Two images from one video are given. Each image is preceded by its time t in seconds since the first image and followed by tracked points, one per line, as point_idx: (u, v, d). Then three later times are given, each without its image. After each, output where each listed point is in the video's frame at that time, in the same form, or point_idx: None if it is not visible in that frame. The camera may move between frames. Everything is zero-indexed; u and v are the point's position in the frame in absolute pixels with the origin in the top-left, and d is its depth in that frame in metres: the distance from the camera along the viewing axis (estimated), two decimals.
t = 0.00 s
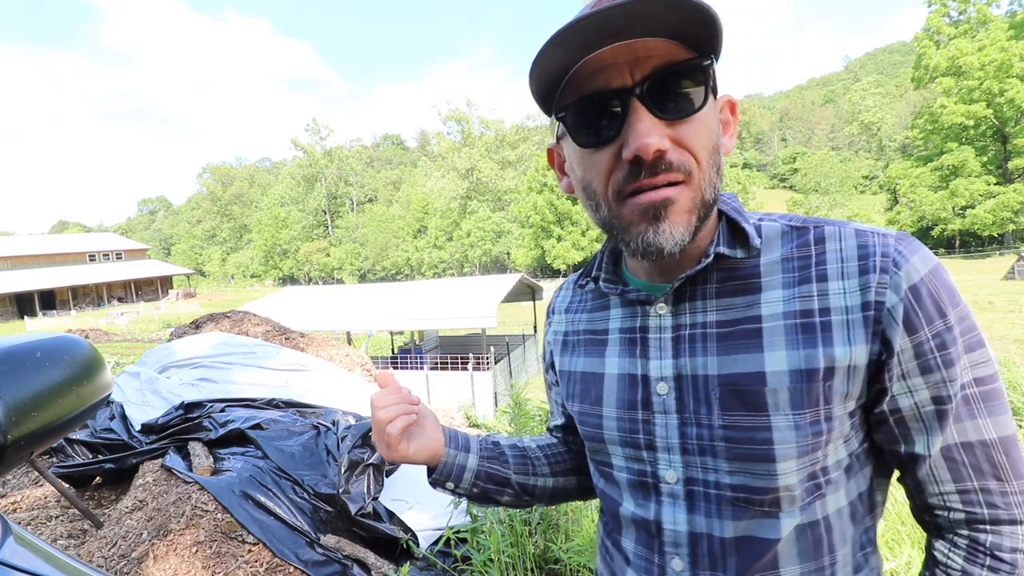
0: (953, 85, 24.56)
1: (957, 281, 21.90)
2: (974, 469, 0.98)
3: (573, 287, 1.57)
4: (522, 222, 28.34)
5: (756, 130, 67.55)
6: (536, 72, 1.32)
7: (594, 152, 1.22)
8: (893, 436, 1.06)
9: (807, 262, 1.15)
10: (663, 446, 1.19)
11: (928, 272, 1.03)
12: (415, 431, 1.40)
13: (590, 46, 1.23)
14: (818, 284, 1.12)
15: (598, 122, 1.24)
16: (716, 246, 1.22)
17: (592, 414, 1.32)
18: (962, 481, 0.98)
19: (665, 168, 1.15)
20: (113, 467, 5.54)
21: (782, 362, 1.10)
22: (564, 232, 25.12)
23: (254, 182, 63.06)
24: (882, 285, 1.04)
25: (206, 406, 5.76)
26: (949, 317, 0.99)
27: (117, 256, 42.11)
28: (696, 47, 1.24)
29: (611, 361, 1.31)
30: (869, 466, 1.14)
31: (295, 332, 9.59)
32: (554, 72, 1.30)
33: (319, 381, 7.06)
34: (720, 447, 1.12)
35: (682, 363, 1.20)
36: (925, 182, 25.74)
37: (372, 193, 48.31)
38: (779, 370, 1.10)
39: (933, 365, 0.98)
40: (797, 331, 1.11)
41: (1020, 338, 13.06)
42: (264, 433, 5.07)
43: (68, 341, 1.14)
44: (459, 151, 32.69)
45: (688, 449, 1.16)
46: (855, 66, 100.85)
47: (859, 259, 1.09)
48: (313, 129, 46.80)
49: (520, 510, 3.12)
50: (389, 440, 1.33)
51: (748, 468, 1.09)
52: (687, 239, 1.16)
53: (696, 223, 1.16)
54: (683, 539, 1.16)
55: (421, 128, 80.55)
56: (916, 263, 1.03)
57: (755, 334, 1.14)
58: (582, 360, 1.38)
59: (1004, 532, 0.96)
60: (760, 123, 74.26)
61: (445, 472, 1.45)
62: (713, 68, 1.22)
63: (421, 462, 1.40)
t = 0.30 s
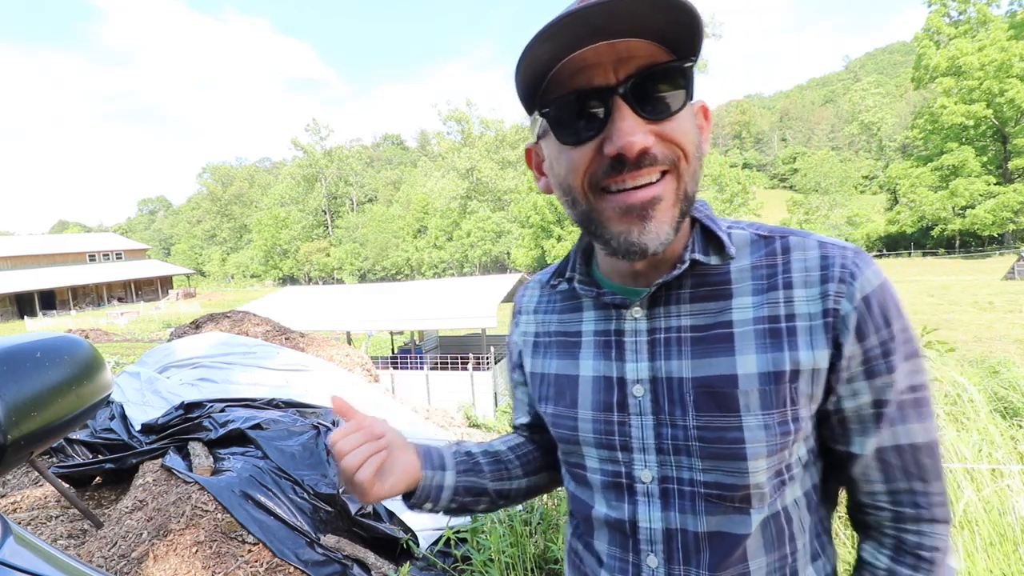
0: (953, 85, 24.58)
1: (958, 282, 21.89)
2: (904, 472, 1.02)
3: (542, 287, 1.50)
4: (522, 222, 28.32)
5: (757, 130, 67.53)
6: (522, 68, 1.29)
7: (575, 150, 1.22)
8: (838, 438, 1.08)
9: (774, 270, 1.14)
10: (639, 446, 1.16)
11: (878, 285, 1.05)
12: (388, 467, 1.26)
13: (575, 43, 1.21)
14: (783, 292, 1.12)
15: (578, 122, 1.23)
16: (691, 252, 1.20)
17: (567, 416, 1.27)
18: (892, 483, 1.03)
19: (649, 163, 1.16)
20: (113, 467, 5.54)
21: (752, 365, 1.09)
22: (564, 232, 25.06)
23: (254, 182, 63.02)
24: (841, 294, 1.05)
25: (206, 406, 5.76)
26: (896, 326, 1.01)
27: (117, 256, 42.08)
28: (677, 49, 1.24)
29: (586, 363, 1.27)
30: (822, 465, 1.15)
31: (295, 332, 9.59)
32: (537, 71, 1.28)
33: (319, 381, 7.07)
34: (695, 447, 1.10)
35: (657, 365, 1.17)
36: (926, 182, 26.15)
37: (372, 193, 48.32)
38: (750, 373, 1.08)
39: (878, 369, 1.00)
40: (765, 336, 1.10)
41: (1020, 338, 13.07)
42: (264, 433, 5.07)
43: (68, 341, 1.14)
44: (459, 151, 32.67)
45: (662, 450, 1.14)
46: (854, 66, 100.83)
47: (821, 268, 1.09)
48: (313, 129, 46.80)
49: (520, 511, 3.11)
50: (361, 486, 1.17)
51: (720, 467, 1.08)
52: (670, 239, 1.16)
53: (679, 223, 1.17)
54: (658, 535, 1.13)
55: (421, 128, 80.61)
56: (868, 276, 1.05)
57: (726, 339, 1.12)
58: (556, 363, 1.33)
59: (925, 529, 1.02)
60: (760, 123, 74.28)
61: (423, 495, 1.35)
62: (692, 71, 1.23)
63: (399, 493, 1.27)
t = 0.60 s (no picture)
0: (953, 86, 24.59)
1: (958, 282, 21.89)
2: (873, 443, 1.08)
3: (514, 298, 1.40)
4: (522, 222, 28.33)
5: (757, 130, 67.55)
6: (494, 68, 1.26)
7: (547, 149, 1.20)
8: (812, 419, 1.13)
9: (753, 264, 1.17)
10: (641, 450, 1.12)
11: (843, 271, 1.13)
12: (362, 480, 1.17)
13: (546, 45, 1.21)
14: (765, 283, 1.14)
15: (550, 125, 1.22)
16: (674, 251, 1.19)
17: (561, 431, 1.19)
18: (866, 454, 1.08)
19: (621, 158, 1.16)
20: (113, 467, 5.54)
21: (745, 356, 1.09)
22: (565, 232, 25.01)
23: (254, 181, 63.03)
24: (815, 282, 1.11)
25: (206, 406, 5.76)
26: (862, 309, 1.09)
27: (117, 256, 42.07)
28: (639, 49, 1.25)
29: (577, 372, 1.21)
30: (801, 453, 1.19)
31: (295, 332, 9.59)
32: (509, 71, 1.25)
33: (319, 381, 7.07)
34: (699, 443, 1.08)
35: (653, 366, 1.14)
36: (926, 182, 26.20)
37: (372, 193, 48.30)
38: (743, 363, 1.09)
39: (849, 350, 1.07)
40: (753, 328, 1.11)
41: (1021, 339, 13.07)
42: (264, 433, 5.06)
43: (68, 342, 1.14)
44: (459, 151, 32.66)
45: (666, 450, 1.10)
46: (855, 66, 100.78)
47: (794, 258, 1.14)
48: (313, 129, 46.80)
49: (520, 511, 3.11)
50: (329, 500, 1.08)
51: (726, 460, 1.06)
52: (649, 235, 1.15)
53: (656, 219, 1.16)
54: (666, 539, 1.09)
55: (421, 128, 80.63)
56: (836, 264, 1.13)
57: (716, 333, 1.12)
58: (542, 374, 1.25)
59: (899, 495, 1.08)
60: (760, 122, 74.31)
61: (398, 519, 1.25)
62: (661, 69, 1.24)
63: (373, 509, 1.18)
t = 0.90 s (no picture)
0: (953, 86, 24.60)
1: (957, 282, 21.91)
2: (883, 440, 1.08)
3: (514, 299, 1.39)
4: (522, 222, 28.36)
5: (757, 130, 67.56)
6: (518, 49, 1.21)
7: (575, 126, 1.15)
8: (817, 417, 1.14)
9: (758, 261, 1.17)
10: (650, 454, 1.12)
11: (849, 267, 1.13)
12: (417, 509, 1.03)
13: (571, 30, 1.18)
14: (772, 280, 1.14)
15: (575, 103, 1.17)
16: (680, 248, 1.19)
17: (568, 434, 1.18)
18: (874, 452, 1.08)
19: (650, 138, 1.13)
20: (113, 467, 5.54)
21: (755, 354, 1.09)
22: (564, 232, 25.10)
23: (254, 181, 63.02)
24: (822, 277, 1.10)
25: (206, 406, 5.76)
26: (869, 305, 1.09)
27: (117, 256, 42.11)
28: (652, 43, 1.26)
29: (582, 374, 1.21)
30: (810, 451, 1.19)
31: (295, 332, 9.60)
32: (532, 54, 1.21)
33: (319, 381, 7.09)
34: (708, 445, 1.08)
35: (661, 366, 1.14)
36: (926, 182, 26.21)
37: (372, 193, 48.28)
38: (752, 363, 1.09)
39: (856, 346, 1.07)
40: (762, 325, 1.11)
41: (1020, 338, 13.09)
42: (264, 433, 5.06)
43: (68, 341, 1.14)
44: (459, 151, 32.66)
45: (676, 453, 1.10)
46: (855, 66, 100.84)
47: (799, 255, 1.15)
48: (313, 129, 46.79)
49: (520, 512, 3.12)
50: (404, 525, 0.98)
51: (736, 460, 1.06)
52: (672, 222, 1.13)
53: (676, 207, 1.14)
54: (677, 545, 1.09)
55: (422, 128, 80.72)
56: (841, 259, 1.13)
57: (725, 332, 1.12)
58: (546, 376, 1.25)
59: (906, 493, 1.08)
60: (760, 122, 74.26)
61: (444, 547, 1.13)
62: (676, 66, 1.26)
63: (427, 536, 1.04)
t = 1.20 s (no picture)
0: (953, 86, 24.61)
1: (958, 282, 21.91)
2: (879, 427, 1.08)
3: (511, 302, 1.37)
4: (522, 222, 28.38)
5: (757, 130, 67.52)
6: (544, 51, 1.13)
7: (615, 122, 1.10)
8: (820, 407, 1.14)
9: (758, 254, 1.17)
10: (661, 452, 1.11)
11: (842, 255, 1.15)
12: None
13: (604, 20, 1.11)
14: (772, 272, 1.15)
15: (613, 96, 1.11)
16: (685, 245, 1.19)
17: (577, 435, 1.18)
18: (874, 439, 1.08)
19: (685, 137, 1.13)
20: (113, 467, 5.54)
21: (760, 346, 1.09)
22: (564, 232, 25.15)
23: (254, 181, 63.00)
24: (819, 266, 1.12)
25: (206, 407, 5.76)
26: (862, 292, 1.12)
27: (117, 256, 42.11)
28: (665, 43, 1.25)
29: (589, 374, 1.19)
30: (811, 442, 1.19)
31: (295, 332, 9.60)
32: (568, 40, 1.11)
33: (319, 381, 7.09)
34: (720, 440, 1.07)
35: (670, 364, 1.13)
36: (926, 182, 26.19)
37: (372, 193, 48.25)
38: (760, 355, 1.08)
39: (852, 333, 1.08)
40: (765, 316, 1.11)
41: (1020, 338, 13.08)
42: (264, 433, 5.06)
43: (68, 341, 1.14)
44: (459, 151, 32.66)
45: (687, 450, 1.09)
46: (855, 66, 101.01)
47: (796, 246, 1.16)
48: (313, 129, 46.78)
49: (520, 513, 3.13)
50: None
51: (749, 454, 1.05)
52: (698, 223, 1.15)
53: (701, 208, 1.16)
54: (691, 547, 1.07)
55: (422, 128, 81.09)
56: (834, 249, 1.16)
57: (730, 325, 1.12)
58: (550, 379, 1.24)
59: (905, 479, 1.07)
60: (760, 123, 74.31)
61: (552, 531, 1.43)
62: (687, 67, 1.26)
63: None
